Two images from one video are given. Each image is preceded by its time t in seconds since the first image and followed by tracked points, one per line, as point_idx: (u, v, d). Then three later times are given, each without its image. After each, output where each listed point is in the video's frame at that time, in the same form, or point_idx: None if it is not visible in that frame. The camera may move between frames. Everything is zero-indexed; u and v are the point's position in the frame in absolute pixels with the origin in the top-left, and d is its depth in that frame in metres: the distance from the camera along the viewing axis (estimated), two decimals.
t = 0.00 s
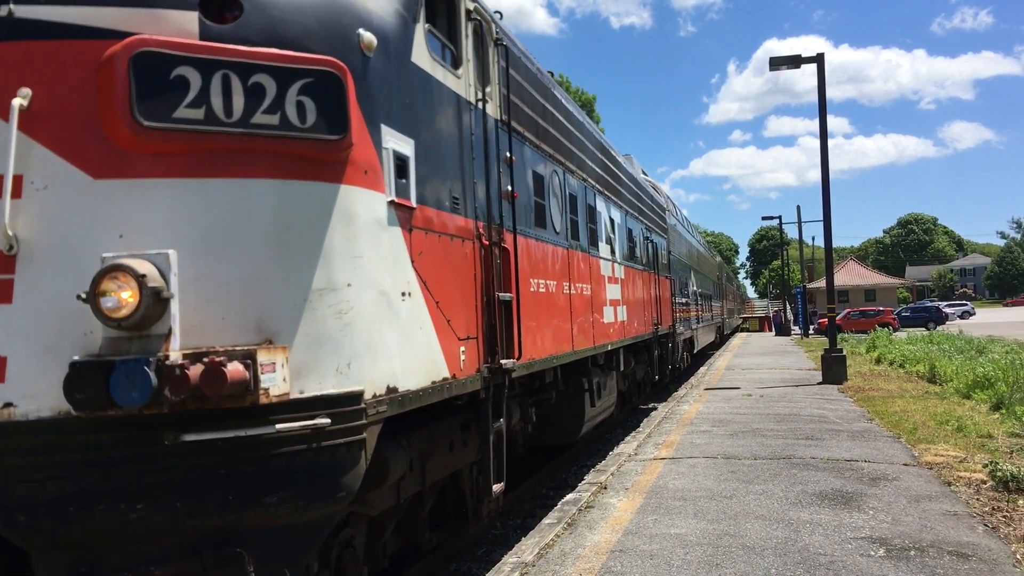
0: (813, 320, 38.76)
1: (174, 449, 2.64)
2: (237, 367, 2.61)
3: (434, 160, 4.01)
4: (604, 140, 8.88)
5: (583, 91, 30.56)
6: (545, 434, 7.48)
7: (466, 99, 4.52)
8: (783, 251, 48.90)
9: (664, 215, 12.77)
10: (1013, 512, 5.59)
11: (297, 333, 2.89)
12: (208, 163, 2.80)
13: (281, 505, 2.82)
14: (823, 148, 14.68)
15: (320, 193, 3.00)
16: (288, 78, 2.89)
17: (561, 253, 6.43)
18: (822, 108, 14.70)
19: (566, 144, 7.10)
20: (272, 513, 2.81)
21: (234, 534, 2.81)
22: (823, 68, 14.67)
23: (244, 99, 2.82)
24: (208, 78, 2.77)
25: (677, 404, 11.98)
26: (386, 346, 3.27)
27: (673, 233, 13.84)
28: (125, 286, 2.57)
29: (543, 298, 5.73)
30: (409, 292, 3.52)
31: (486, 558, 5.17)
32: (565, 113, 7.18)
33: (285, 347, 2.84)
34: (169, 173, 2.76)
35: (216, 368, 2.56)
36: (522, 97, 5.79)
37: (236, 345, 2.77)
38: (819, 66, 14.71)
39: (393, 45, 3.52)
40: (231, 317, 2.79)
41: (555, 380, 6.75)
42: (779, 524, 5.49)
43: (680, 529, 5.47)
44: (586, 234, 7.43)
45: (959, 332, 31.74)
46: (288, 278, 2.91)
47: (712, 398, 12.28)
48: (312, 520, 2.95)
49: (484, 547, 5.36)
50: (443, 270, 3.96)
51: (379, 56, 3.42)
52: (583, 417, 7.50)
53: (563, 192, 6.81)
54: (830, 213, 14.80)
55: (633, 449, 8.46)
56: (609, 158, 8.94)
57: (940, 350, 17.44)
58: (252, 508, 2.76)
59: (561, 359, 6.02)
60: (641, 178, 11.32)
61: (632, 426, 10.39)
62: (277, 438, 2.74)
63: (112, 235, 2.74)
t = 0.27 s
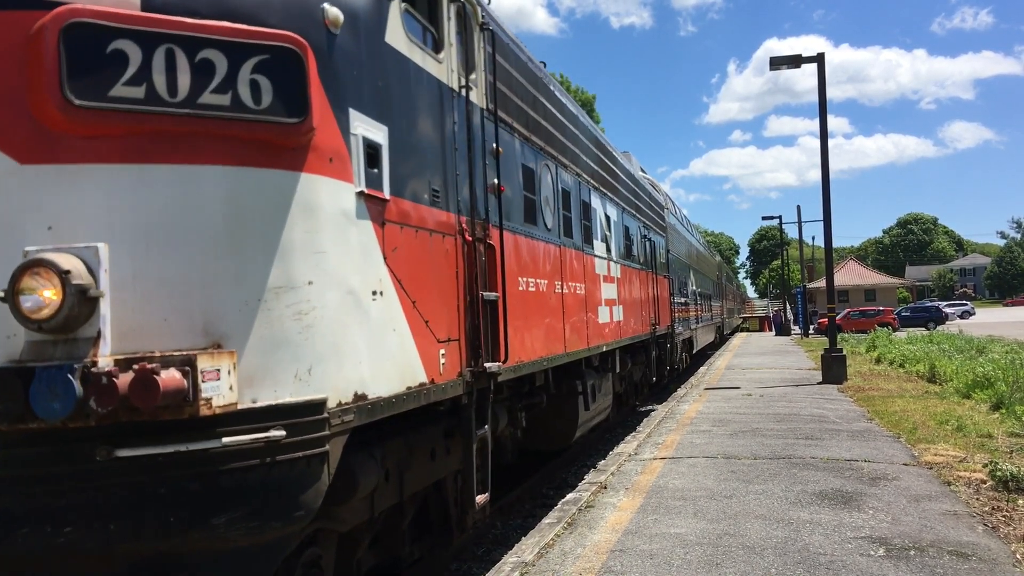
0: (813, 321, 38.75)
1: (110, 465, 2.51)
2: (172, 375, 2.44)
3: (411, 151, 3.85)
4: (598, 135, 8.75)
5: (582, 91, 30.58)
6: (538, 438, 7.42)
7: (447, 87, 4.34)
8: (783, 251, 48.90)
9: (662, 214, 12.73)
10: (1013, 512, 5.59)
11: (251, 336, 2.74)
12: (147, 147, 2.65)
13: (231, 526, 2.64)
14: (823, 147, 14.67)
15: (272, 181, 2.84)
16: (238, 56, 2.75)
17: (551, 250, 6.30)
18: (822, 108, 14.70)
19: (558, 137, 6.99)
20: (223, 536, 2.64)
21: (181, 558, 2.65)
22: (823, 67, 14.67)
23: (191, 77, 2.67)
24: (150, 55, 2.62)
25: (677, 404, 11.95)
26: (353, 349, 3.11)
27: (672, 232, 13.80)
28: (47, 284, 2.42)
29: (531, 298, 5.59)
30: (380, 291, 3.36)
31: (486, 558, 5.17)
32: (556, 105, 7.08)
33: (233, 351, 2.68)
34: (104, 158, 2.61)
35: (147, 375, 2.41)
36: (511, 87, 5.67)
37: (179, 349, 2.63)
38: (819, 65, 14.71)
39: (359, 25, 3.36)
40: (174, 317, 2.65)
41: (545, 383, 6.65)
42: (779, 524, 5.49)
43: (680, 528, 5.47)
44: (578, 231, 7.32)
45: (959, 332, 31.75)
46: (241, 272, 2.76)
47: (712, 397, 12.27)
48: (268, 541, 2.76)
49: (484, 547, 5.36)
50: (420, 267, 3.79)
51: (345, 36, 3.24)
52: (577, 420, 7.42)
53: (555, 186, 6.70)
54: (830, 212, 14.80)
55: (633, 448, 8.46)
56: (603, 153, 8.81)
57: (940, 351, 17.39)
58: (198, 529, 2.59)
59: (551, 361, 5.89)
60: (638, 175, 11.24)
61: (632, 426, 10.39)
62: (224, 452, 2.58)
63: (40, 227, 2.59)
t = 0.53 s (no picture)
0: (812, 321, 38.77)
1: (27, 486, 2.26)
2: (91, 387, 2.21)
3: (387, 139, 3.64)
4: (591, 130, 8.58)
5: (582, 91, 30.58)
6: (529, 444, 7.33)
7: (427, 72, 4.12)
8: (783, 251, 48.91)
9: (660, 212, 12.69)
10: (1013, 511, 5.59)
11: (190, 341, 2.51)
12: (75, 128, 2.44)
13: (168, 555, 2.40)
14: (822, 147, 14.68)
15: (216, 168, 2.59)
16: (179, 25, 2.49)
17: (542, 247, 6.12)
18: (821, 108, 14.71)
19: (549, 130, 6.82)
20: (160, 566, 2.40)
21: None
22: (822, 67, 14.68)
23: (122, 47, 2.41)
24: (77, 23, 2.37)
25: (677, 404, 11.92)
26: (315, 353, 2.88)
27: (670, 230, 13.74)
28: None
29: (520, 297, 5.39)
30: (346, 290, 3.12)
31: (486, 558, 5.16)
32: (547, 97, 6.91)
33: (166, 358, 2.44)
34: (28, 139, 2.41)
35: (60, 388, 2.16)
36: (499, 76, 5.49)
37: (108, 355, 2.42)
38: (818, 65, 14.72)
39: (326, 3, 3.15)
40: (103, 318, 2.43)
41: (534, 386, 6.52)
42: (779, 524, 5.48)
43: (680, 528, 5.47)
44: (571, 227, 7.17)
45: (958, 332, 31.75)
46: (179, 268, 2.52)
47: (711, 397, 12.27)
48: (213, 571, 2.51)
49: (484, 547, 5.35)
50: (395, 264, 3.55)
51: (307, 11, 3.01)
52: (570, 422, 7.29)
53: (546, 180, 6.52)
54: (829, 212, 14.80)
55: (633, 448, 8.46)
56: (596, 149, 8.65)
57: (939, 351, 17.32)
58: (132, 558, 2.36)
59: (540, 363, 5.69)
60: (634, 172, 11.14)
61: (631, 426, 10.39)
62: (154, 471, 2.36)
63: None
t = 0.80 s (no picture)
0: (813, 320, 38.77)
1: None
2: None
3: (353, 125, 3.38)
4: (585, 124, 8.34)
5: (582, 91, 30.58)
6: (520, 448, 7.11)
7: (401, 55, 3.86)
8: (783, 251, 48.89)
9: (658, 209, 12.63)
10: (1014, 511, 5.58)
11: (112, 346, 2.24)
12: None
13: None
14: (823, 147, 14.67)
15: (142, 152, 2.32)
16: None
17: (532, 244, 5.87)
18: (822, 108, 14.71)
19: (540, 121, 6.56)
20: None
21: None
22: (823, 68, 14.67)
23: (35, 14, 2.16)
24: None
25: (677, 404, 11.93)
26: (264, 358, 2.63)
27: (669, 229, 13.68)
28: None
29: (506, 296, 5.14)
30: (304, 288, 2.86)
31: (486, 558, 5.17)
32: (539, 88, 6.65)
33: (78, 365, 2.16)
34: None
35: None
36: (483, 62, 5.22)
37: (10, 362, 2.10)
38: (819, 66, 14.72)
39: None
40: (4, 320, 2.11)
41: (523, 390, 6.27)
42: (780, 524, 5.48)
43: (681, 528, 5.47)
44: (563, 224, 6.93)
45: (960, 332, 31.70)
46: (98, 264, 2.24)
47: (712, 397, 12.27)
48: None
49: (483, 547, 5.35)
50: (362, 261, 3.30)
51: None
52: (562, 426, 7.04)
53: (535, 175, 6.28)
54: (830, 213, 14.79)
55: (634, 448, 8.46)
56: (590, 144, 8.42)
57: (940, 350, 17.23)
58: None
59: (529, 367, 5.44)
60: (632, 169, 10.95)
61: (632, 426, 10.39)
62: (65, 495, 2.10)
63: None
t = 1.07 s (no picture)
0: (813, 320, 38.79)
1: None
2: None
3: (312, 108, 3.12)
4: (580, 115, 8.03)
5: (582, 91, 30.59)
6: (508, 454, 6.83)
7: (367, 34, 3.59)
8: (783, 251, 48.90)
9: (655, 207, 12.57)
10: (1013, 512, 5.59)
11: (5, 353, 1.97)
12: None
13: None
14: (823, 148, 14.67)
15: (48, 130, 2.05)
16: None
17: (520, 241, 5.59)
18: (822, 108, 14.71)
19: (530, 111, 6.25)
20: None
21: None
22: (823, 68, 14.67)
23: None
24: None
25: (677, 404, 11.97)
26: (199, 365, 2.36)
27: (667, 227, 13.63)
28: None
29: (491, 297, 4.87)
30: (249, 285, 2.60)
31: (486, 558, 5.17)
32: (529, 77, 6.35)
33: None
34: None
35: None
36: (467, 47, 4.92)
37: None
38: (819, 66, 14.72)
39: None
40: None
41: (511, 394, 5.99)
42: (779, 524, 5.49)
43: (680, 528, 5.48)
44: (555, 220, 6.65)
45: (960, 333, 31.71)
46: None
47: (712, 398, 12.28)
48: None
49: (483, 547, 5.36)
50: (321, 258, 3.04)
51: None
52: (553, 432, 6.75)
53: (525, 169, 5.99)
54: (829, 213, 14.79)
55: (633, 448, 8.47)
56: (584, 136, 8.12)
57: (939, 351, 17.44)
58: None
59: (516, 370, 5.17)
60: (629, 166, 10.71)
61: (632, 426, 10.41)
62: None
63: None
